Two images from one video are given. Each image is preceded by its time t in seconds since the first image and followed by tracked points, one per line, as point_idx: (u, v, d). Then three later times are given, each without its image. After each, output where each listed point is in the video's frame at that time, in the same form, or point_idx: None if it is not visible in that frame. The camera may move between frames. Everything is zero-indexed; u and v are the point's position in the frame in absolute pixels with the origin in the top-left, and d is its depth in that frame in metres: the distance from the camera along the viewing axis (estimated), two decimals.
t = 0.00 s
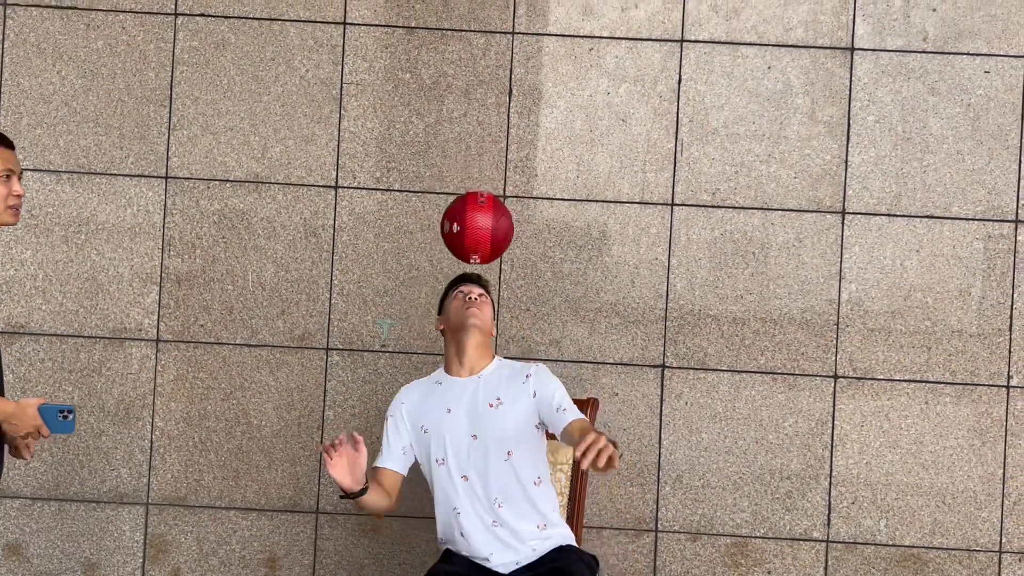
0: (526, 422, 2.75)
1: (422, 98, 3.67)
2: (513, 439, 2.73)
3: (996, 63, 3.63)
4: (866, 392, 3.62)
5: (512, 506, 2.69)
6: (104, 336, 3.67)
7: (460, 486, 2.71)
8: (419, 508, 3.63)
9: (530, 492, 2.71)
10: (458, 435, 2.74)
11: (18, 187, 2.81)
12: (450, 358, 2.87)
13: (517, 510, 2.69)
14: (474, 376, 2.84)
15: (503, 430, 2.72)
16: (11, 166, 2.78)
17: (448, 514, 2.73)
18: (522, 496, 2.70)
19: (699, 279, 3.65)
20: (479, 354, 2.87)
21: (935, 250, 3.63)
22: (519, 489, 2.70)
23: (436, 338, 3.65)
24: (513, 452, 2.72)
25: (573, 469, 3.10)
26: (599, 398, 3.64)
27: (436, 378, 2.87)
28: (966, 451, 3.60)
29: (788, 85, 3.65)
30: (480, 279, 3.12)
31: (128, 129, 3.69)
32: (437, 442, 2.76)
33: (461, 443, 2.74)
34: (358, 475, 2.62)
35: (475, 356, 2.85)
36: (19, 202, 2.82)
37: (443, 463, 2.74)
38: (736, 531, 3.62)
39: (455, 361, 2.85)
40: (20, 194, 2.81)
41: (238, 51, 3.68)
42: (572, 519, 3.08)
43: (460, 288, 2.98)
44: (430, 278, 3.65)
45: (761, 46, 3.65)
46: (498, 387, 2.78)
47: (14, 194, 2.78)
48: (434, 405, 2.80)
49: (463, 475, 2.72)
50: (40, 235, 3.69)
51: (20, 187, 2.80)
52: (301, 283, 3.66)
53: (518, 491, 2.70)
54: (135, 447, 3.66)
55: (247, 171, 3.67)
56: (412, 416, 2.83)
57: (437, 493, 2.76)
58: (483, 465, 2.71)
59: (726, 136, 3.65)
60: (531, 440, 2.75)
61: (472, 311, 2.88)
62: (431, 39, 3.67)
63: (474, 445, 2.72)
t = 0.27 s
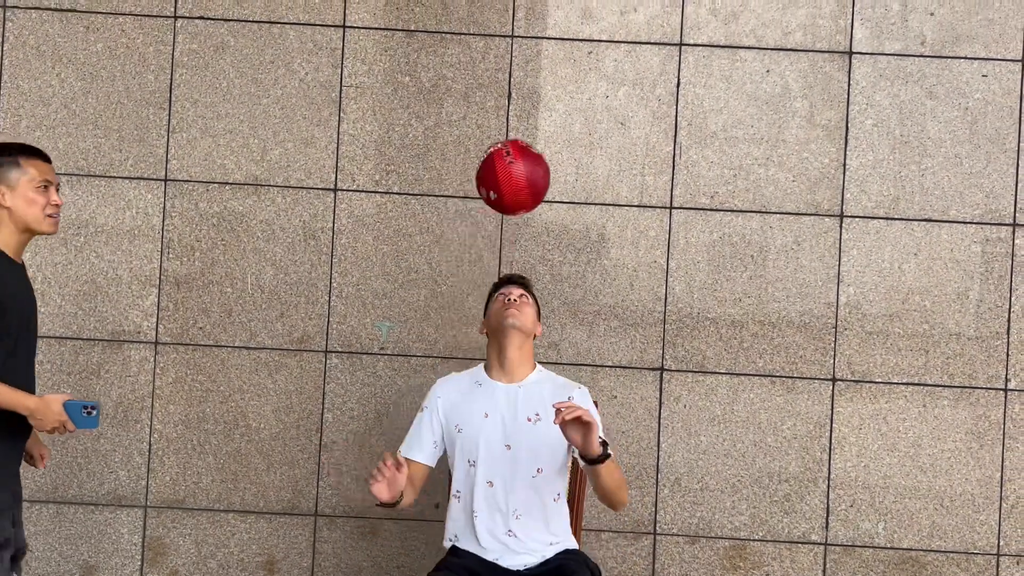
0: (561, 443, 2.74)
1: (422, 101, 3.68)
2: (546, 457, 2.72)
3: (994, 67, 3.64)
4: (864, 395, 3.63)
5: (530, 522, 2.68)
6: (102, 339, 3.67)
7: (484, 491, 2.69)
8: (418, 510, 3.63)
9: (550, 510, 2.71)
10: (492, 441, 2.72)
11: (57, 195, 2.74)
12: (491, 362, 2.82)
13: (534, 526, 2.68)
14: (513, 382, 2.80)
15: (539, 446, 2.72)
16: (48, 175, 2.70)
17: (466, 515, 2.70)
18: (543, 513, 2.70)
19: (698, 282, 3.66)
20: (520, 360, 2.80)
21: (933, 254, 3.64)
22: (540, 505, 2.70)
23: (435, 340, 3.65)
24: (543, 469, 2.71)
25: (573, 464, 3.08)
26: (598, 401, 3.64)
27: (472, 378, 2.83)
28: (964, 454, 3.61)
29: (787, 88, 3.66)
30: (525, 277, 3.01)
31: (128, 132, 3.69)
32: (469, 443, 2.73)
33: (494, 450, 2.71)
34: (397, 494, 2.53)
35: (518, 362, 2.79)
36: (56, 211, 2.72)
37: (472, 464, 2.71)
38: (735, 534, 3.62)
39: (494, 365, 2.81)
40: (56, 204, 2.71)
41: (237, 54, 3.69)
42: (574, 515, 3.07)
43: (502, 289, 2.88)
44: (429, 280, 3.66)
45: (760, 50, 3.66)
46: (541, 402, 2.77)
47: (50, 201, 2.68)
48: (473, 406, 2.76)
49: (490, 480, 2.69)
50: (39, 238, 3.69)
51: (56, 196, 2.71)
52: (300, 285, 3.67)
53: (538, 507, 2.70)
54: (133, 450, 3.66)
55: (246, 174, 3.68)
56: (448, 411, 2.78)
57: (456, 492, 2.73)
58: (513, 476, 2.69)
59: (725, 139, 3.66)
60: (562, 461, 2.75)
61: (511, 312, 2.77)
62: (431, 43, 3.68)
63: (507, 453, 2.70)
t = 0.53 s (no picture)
0: (598, 450, 2.64)
1: (420, 104, 3.68)
2: (582, 465, 2.62)
3: (991, 72, 3.65)
4: (862, 398, 3.63)
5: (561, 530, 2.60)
6: (100, 342, 3.66)
7: (517, 497, 2.59)
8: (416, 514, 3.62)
9: (579, 517, 2.64)
10: (527, 446, 2.60)
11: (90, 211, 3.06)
12: (523, 361, 2.68)
13: (564, 534, 2.62)
14: (547, 383, 2.66)
15: (576, 453, 2.60)
16: (84, 193, 3.03)
17: (494, 519, 2.61)
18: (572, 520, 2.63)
19: (696, 285, 3.66)
20: (554, 359, 2.67)
21: (930, 257, 3.65)
22: (571, 514, 2.62)
23: (433, 343, 3.65)
24: (577, 477, 2.62)
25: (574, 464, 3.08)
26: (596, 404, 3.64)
27: (506, 378, 2.68)
28: (961, 457, 3.61)
29: (784, 92, 3.66)
30: (552, 269, 2.89)
31: (126, 135, 3.69)
32: (503, 447, 2.60)
33: (529, 455, 2.59)
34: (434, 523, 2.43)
35: (551, 362, 2.66)
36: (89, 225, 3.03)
37: (505, 468, 2.59)
38: (733, 537, 3.62)
39: (528, 365, 2.67)
40: (89, 218, 3.02)
41: (236, 57, 3.69)
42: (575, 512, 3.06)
43: (532, 283, 2.75)
44: (427, 284, 3.66)
45: (757, 54, 3.67)
46: (580, 408, 2.63)
47: (83, 215, 2.99)
48: (509, 408, 2.62)
49: (522, 486, 2.59)
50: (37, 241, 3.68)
51: (88, 210, 3.02)
52: (298, 289, 3.67)
53: (571, 515, 2.62)
54: (130, 453, 3.66)
55: (244, 177, 3.68)
56: (481, 411, 2.64)
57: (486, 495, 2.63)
58: (546, 483, 2.59)
59: (723, 143, 3.67)
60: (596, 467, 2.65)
61: (541, 306, 2.64)
62: (429, 46, 3.69)
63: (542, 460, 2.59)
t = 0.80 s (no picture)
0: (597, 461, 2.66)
1: (417, 108, 3.68)
2: (583, 478, 2.64)
3: (986, 76, 3.66)
4: (858, 401, 3.64)
5: (567, 542, 2.63)
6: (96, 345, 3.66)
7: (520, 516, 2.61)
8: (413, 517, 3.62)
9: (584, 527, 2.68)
10: (526, 467, 2.61)
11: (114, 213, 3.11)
12: (514, 377, 2.70)
13: (570, 545, 2.64)
14: (539, 399, 2.68)
15: (576, 468, 2.62)
16: (108, 196, 3.08)
17: (501, 539, 2.64)
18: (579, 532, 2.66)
19: (692, 288, 3.66)
20: (544, 372, 2.69)
21: (926, 261, 3.65)
22: (576, 527, 2.64)
23: (430, 347, 3.65)
24: (580, 491, 2.64)
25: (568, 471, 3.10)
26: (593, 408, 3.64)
27: (498, 397, 2.70)
28: (958, 461, 3.61)
29: (781, 96, 3.67)
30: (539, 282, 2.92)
31: (123, 138, 3.69)
32: (502, 470, 2.61)
33: (528, 475, 2.61)
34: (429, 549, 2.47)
35: (542, 375, 2.68)
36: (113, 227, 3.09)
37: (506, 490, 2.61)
38: (729, 540, 3.62)
39: (518, 380, 2.69)
40: (111, 221, 3.06)
41: (233, 61, 3.69)
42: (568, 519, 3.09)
43: (518, 297, 2.78)
44: (424, 287, 3.66)
45: (753, 57, 3.68)
46: (574, 422, 2.65)
47: (105, 218, 3.04)
48: (504, 430, 2.63)
49: (525, 506, 2.61)
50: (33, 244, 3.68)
51: (111, 213, 3.07)
52: (295, 292, 3.67)
53: (575, 527, 2.64)
54: (126, 456, 3.65)
55: (241, 180, 3.68)
56: (476, 436, 2.64)
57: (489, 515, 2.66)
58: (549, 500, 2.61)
59: (719, 146, 3.67)
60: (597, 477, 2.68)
61: (528, 320, 2.67)
62: (426, 50, 3.69)
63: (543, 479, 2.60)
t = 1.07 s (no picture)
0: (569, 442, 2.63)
1: (414, 110, 3.68)
2: (555, 460, 2.59)
3: (983, 78, 3.66)
4: (855, 404, 3.64)
5: (546, 527, 2.57)
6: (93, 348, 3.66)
7: (494, 504, 2.56)
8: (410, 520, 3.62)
9: (564, 513, 2.61)
10: (497, 454, 2.57)
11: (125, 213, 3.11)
12: (479, 366, 2.71)
13: (549, 530, 2.57)
14: (505, 385, 2.68)
15: (547, 450, 2.58)
16: (118, 197, 3.08)
17: (480, 532, 2.58)
18: (558, 518, 2.59)
19: (690, 291, 3.66)
20: (509, 359, 2.70)
21: (923, 263, 3.65)
22: (553, 510, 2.58)
23: (427, 349, 3.65)
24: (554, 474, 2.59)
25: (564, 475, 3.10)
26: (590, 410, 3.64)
27: (465, 390, 2.70)
28: (955, 463, 3.61)
29: (778, 99, 3.67)
30: (501, 276, 2.95)
31: (120, 140, 3.69)
32: (473, 459, 2.58)
33: (500, 461, 2.57)
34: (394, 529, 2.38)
35: (506, 361, 2.69)
36: (124, 227, 3.09)
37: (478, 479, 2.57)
38: (727, 543, 3.62)
39: (483, 369, 2.70)
40: (122, 221, 3.07)
41: (230, 63, 3.69)
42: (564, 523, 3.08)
43: (481, 288, 2.80)
44: (421, 290, 3.66)
45: (751, 60, 3.68)
46: (539, 403, 2.62)
47: (116, 219, 3.04)
48: (472, 419, 2.61)
49: (500, 494, 2.56)
50: (30, 247, 3.68)
51: (122, 213, 3.07)
52: (292, 295, 3.66)
53: (553, 510, 2.58)
54: (123, 459, 3.64)
55: (239, 183, 3.68)
56: (444, 429, 2.64)
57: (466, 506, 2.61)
58: (523, 486, 2.55)
59: (716, 149, 3.67)
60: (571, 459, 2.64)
61: (491, 309, 2.69)
62: (424, 53, 3.69)
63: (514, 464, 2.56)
